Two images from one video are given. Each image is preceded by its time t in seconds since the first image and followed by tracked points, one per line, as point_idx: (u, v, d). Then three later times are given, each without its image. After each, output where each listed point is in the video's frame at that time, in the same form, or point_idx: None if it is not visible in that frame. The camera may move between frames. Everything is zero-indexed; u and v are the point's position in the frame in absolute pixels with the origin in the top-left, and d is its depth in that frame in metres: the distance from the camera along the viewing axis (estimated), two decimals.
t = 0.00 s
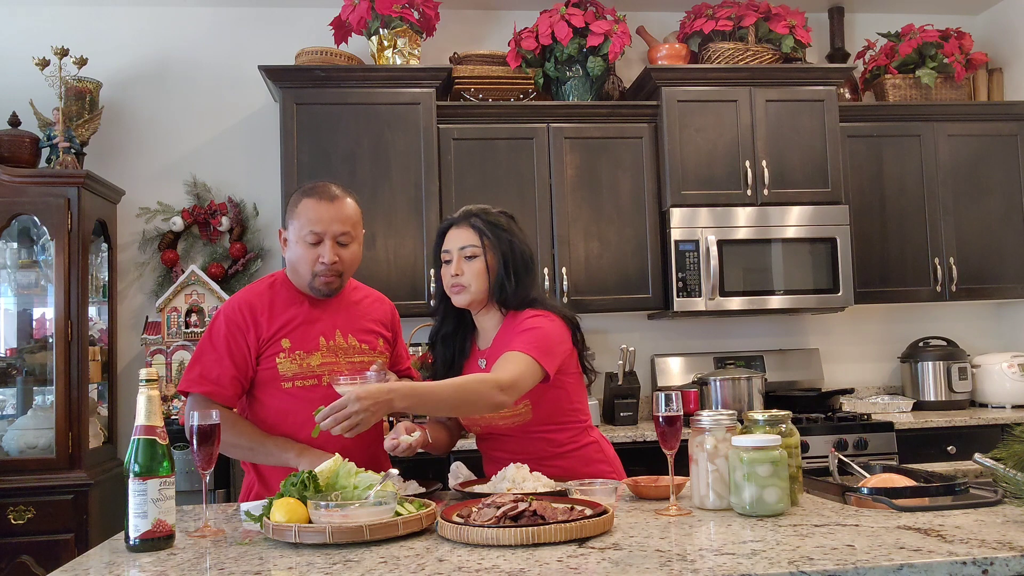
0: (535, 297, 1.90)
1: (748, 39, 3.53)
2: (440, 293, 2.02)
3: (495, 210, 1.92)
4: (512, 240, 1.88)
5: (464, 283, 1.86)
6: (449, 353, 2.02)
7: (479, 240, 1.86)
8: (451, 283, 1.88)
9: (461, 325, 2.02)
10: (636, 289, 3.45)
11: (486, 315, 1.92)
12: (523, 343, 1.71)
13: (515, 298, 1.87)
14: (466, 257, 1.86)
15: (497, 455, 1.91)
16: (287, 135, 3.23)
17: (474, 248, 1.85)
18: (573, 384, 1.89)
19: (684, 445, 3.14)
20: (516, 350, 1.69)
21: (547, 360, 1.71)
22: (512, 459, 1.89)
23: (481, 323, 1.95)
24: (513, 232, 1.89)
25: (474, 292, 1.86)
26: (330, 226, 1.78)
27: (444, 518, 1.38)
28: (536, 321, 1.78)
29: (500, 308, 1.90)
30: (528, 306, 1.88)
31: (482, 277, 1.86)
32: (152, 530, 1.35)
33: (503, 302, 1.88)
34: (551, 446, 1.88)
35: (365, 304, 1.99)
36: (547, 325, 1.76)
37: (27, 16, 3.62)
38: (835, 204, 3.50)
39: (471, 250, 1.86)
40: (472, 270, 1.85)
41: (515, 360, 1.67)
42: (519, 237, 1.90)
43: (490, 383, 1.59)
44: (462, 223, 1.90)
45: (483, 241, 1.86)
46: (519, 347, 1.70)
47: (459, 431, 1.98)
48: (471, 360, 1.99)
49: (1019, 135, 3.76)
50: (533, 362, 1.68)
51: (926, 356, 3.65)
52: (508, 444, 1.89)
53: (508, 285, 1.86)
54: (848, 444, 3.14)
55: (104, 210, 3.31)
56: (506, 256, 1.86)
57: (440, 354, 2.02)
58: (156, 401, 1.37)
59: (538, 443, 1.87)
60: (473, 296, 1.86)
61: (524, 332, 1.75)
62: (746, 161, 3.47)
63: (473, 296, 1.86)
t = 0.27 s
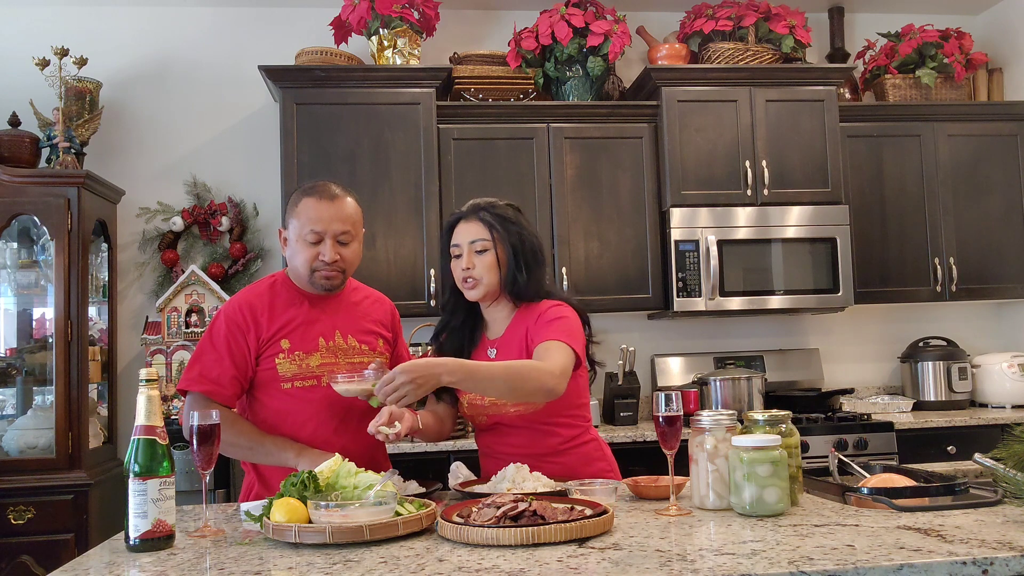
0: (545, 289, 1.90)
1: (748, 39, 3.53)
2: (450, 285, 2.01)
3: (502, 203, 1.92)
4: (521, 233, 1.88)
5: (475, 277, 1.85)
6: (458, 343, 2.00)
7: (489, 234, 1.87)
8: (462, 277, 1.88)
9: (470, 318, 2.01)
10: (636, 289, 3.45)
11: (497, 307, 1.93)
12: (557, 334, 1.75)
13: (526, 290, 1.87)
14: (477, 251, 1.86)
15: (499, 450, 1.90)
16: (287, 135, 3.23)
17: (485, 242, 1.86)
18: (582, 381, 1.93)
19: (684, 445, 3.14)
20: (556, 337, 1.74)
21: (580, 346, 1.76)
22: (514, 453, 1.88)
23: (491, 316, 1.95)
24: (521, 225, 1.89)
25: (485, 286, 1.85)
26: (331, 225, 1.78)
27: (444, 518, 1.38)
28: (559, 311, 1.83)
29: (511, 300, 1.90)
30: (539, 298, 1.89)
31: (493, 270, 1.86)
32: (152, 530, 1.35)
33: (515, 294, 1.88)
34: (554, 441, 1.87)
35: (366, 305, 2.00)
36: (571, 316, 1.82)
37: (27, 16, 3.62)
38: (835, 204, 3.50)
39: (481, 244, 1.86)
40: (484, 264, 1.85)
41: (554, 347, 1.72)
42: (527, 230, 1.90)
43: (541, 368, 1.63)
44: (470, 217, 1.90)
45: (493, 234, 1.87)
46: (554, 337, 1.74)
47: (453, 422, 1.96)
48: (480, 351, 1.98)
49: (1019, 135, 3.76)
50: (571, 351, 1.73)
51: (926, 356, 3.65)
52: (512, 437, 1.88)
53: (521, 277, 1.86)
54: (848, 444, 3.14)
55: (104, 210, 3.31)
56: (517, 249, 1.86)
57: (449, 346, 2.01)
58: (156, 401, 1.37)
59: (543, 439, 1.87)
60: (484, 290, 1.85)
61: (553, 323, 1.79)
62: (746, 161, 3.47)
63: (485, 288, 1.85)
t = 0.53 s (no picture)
0: (551, 287, 1.90)
1: (747, 39, 3.53)
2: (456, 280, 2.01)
3: (507, 201, 1.92)
4: (527, 231, 1.88)
5: (482, 274, 1.86)
6: (462, 338, 2.00)
7: (494, 231, 1.87)
8: (467, 275, 1.88)
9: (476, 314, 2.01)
10: (636, 289, 3.45)
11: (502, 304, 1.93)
12: (569, 331, 1.75)
13: (534, 286, 1.87)
14: (482, 249, 1.86)
15: (501, 447, 1.90)
16: (287, 135, 3.23)
17: (490, 239, 1.86)
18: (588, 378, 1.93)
19: (684, 445, 3.14)
20: (569, 337, 1.74)
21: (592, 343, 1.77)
22: (515, 452, 1.88)
23: (497, 312, 1.95)
24: (526, 222, 1.89)
25: (491, 284, 1.86)
26: (332, 225, 1.78)
27: (444, 518, 1.38)
28: (569, 308, 1.83)
29: (517, 296, 1.90)
30: (545, 295, 1.89)
31: (499, 267, 1.86)
32: (152, 530, 1.35)
33: (522, 291, 1.88)
34: (555, 441, 1.87)
35: (366, 305, 1.99)
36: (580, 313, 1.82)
37: (27, 16, 3.62)
38: (835, 204, 3.50)
39: (486, 242, 1.86)
40: (490, 261, 1.85)
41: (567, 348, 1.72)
42: (532, 227, 1.90)
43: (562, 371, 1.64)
44: (475, 214, 1.90)
45: (499, 232, 1.87)
46: (566, 336, 1.75)
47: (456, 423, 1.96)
48: (485, 347, 1.98)
49: (1019, 135, 3.76)
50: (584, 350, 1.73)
51: (926, 356, 3.65)
52: (514, 434, 1.88)
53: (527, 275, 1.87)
54: (848, 444, 3.14)
55: (104, 210, 3.31)
56: (522, 246, 1.86)
57: (454, 341, 2.00)
58: (156, 401, 1.37)
59: (544, 436, 1.87)
60: (491, 287, 1.86)
61: (563, 321, 1.79)
62: (746, 161, 3.47)
63: (491, 286, 1.86)
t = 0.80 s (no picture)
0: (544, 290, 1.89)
1: (748, 39, 3.53)
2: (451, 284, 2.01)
3: (501, 204, 1.92)
4: (519, 234, 1.88)
5: (474, 278, 1.85)
6: (458, 342, 2.00)
7: (487, 235, 1.86)
8: (460, 278, 1.88)
9: (471, 318, 2.01)
10: (636, 289, 3.45)
11: (495, 308, 1.92)
12: (553, 336, 1.74)
13: (525, 290, 1.87)
14: (475, 252, 1.86)
15: (501, 448, 1.89)
16: (287, 135, 3.23)
17: (482, 243, 1.86)
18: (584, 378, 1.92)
19: (684, 445, 3.14)
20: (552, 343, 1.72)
21: (577, 347, 1.75)
22: (515, 453, 1.88)
23: (491, 315, 1.95)
24: (520, 226, 1.89)
25: (484, 287, 1.85)
26: (328, 225, 1.78)
27: (444, 518, 1.38)
28: (557, 310, 1.82)
29: (509, 300, 1.90)
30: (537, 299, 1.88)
31: (492, 271, 1.85)
32: (152, 530, 1.35)
33: (514, 295, 1.88)
34: (555, 440, 1.87)
35: (366, 306, 1.99)
36: (569, 316, 1.80)
37: (27, 16, 3.62)
38: (835, 204, 3.50)
39: (479, 245, 1.86)
40: (482, 265, 1.85)
41: (549, 352, 1.71)
42: (526, 231, 1.90)
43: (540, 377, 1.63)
44: (469, 218, 1.90)
45: (491, 236, 1.87)
46: (550, 340, 1.74)
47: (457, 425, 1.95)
48: (480, 351, 1.98)
49: (1019, 134, 3.76)
50: (567, 354, 1.72)
51: (926, 356, 3.65)
52: (514, 436, 1.87)
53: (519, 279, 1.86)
54: (848, 444, 3.14)
55: (104, 210, 3.31)
56: (514, 250, 1.86)
57: (450, 345, 2.01)
58: (156, 401, 1.37)
59: (544, 437, 1.87)
60: (483, 291, 1.85)
61: (549, 325, 1.78)
62: (746, 161, 3.47)
63: (483, 290, 1.85)
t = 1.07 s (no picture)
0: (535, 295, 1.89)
1: (748, 39, 3.53)
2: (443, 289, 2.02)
3: (492, 208, 1.91)
4: (510, 239, 1.87)
5: (464, 283, 1.85)
6: (451, 347, 2.02)
7: (477, 240, 1.85)
8: (450, 283, 1.88)
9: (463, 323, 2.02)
10: (636, 289, 3.45)
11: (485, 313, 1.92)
12: (519, 337, 1.71)
13: (515, 295, 1.86)
14: (464, 257, 1.85)
15: (499, 451, 1.90)
16: (287, 135, 3.23)
17: (472, 248, 1.85)
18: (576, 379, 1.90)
19: (684, 445, 3.14)
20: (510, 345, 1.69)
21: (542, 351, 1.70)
22: (513, 455, 1.89)
23: (482, 320, 1.95)
24: (510, 231, 1.88)
25: (473, 292, 1.85)
26: (322, 224, 1.78)
27: (444, 518, 1.38)
28: (535, 315, 1.78)
29: (500, 305, 1.89)
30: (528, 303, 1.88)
31: (481, 276, 1.85)
32: (152, 530, 1.35)
33: (504, 300, 1.87)
34: (552, 441, 1.87)
35: (366, 306, 1.99)
36: (539, 318, 1.76)
37: (27, 16, 3.62)
38: (835, 204, 3.50)
39: (469, 250, 1.85)
40: (471, 269, 1.85)
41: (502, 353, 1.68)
42: (517, 236, 1.89)
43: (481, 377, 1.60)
44: (460, 222, 1.89)
45: (482, 240, 1.86)
46: (514, 341, 1.70)
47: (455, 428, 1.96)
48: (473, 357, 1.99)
49: (1019, 135, 3.76)
50: (527, 357, 1.68)
51: (926, 356, 3.65)
52: (510, 439, 1.88)
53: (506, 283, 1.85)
54: (848, 444, 3.14)
55: (104, 210, 3.31)
56: (505, 255, 1.86)
57: (444, 352, 2.02)
58: (156, 401, 1.37)
59: (540, 440, 1.87)
60: (473, 296, 1.85)
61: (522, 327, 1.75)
62: (746, 161, 3.47)
63: (472, 296, 1.86)
